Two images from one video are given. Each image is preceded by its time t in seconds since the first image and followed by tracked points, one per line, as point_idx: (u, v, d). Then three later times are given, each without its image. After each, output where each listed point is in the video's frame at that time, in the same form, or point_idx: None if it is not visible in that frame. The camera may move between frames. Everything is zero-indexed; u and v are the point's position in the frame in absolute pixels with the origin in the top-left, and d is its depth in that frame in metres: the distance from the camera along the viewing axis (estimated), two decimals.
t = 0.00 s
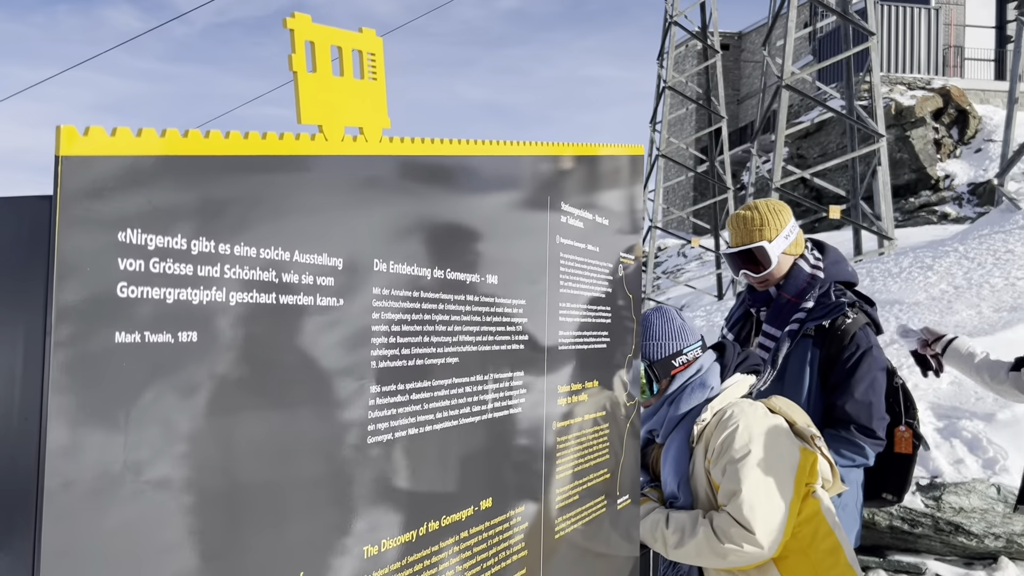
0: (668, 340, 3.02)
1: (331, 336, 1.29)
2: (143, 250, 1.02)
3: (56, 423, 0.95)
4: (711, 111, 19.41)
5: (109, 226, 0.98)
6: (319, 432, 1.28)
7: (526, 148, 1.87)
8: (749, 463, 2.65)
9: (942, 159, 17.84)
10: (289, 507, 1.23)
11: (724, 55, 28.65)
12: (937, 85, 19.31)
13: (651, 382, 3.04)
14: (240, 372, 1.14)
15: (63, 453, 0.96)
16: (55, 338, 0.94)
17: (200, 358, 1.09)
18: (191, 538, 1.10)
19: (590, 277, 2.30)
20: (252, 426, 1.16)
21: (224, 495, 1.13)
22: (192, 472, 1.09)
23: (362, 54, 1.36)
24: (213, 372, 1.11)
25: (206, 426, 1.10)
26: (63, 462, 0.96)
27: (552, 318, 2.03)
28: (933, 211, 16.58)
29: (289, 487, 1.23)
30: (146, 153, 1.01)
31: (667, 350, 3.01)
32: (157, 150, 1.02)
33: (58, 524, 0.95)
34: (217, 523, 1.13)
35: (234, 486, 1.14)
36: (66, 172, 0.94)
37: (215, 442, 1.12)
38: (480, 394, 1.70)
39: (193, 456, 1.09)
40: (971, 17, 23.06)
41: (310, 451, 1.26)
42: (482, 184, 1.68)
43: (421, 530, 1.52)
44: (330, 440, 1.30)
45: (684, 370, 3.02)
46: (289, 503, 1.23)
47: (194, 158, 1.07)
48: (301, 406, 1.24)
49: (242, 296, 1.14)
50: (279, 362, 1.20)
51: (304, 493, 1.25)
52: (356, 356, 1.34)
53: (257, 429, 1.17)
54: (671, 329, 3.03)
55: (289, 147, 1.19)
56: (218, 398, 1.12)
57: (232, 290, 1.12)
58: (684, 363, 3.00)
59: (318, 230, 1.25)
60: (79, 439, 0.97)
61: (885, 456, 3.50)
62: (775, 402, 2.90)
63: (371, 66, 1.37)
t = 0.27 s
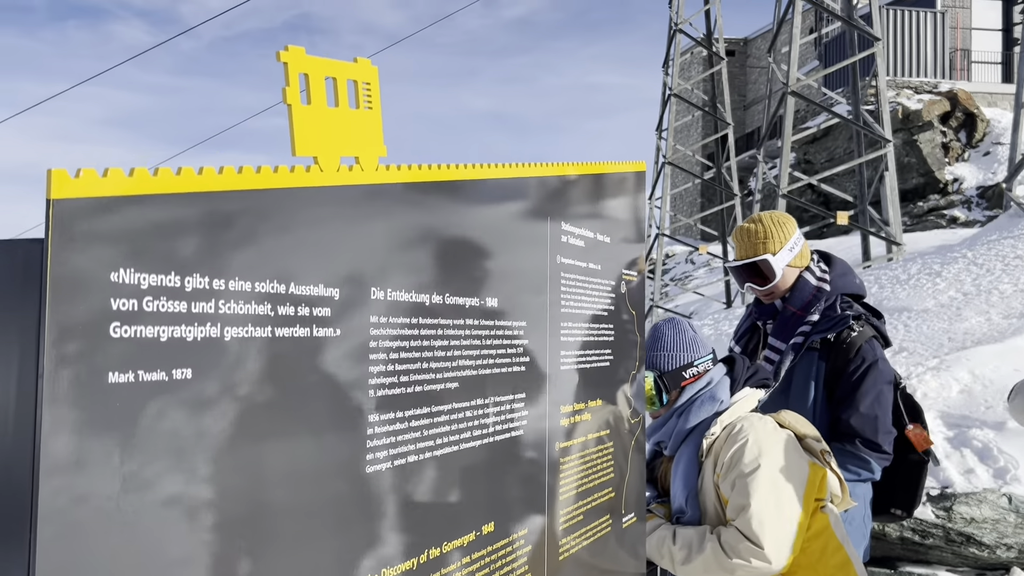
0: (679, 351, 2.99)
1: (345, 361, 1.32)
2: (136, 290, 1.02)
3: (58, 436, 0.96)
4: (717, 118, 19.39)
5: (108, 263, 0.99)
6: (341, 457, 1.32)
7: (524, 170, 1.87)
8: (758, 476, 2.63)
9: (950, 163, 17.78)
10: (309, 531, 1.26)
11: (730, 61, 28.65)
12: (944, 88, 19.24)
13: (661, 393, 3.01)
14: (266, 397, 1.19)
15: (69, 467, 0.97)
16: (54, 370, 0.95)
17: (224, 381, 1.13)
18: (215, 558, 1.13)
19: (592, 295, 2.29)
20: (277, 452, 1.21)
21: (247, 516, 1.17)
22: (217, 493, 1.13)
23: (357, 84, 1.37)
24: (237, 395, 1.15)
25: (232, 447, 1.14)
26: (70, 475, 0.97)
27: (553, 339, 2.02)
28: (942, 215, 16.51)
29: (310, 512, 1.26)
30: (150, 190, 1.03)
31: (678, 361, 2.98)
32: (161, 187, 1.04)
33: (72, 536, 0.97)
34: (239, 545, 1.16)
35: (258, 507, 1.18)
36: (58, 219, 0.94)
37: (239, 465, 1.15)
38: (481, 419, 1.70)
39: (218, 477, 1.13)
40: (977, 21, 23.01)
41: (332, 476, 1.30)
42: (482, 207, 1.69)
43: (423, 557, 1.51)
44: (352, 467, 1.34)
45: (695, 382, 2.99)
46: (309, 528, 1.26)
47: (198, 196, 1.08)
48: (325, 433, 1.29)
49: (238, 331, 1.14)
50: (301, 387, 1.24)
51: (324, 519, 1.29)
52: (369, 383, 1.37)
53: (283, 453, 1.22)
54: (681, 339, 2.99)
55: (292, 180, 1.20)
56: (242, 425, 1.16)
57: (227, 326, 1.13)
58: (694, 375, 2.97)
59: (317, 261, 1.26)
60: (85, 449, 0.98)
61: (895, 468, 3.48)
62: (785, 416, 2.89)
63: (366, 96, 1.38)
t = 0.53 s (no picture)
0: (697, 358, 2.97)
1: (364, 377, 1.33)
2: (148, 317, 1.02)
3: (68, 446, 0.96)
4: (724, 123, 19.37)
5: (120, 283, 0.99)
6: (361, 471, 1.33)
7: (532, 186, 1.87)
8: (772, 486, 2.62)
9: (959, 166, 17.70)
10: (329, 544, 1.27)
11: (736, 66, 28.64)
12: (952, 91, 19.18)
13: (673, 399, 2.97)
14: (287, 410, 1.20)
15: (82, 477, 0.97)
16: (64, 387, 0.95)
17: (245, 394, 1.14)
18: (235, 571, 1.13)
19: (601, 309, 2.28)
20: (298, 467, 1.21)
21: (269, 528, 1.18)
22: (238, 505, 1.14)
23: (366, 105, 1.37)
24: (259, 407, 1.16)
25: (254, 458, 1.15)
26: (83, 484, 0.97)
27: (563, 353, 2.02)
28: (951, 218, 16.44)
29: (330, 527, 1.27)
30: (166, 217, 1.03)
31: (693, 368, 2.96)
32: (177, 213, 1.05)
33: (89, 544, 0.97)
34: (260, 557, 1.16)
35: (279, 519, 1.19)
36: (68, 246, 0.94)
37: (260, 477, 1.16)
38: (492, 436, 1.69)
39: (240, 489, 1.14)
40: (984, 22, 22.93)
41: (353, 490, 1.31)
42: (492, 224, 1.69)
43: None
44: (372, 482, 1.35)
45: (708, 389, 2.98)
46: (329, 541, 1.26)
47: (214, 220, 1.09)
48: (346, 447, 1.30)
49: (249, 355, 1.14)
50: (321, 400, 1.25)
51: (343, 533, 1.29)
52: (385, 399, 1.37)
53: (305, 466, 1.23)
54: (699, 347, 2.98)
55: (299, 205, 1.20)
56: (262, 439, 1.16)
57: (238, 351, 1.13)
58: (708, 383, 2.97)
59: (326, 282, 1.26)
60: (97, 457, 0.98)
61: (909, 479, 3.45)
62: (796, 426, 2.88)
63: (375, 117, 1.39)
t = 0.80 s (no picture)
0: (701, 361, 2.99)
1: (378, 386, 1.33)
2: (163, 334, 1.02)
3: (81, 452, 0.95)
4: (731, 125, 19.33)
5: (134, 293, 0.99)
6: (374, 479, 1.32)
7: (541, 193, 1.86)
8: (783, 488, 2.62)
9: (968, 166, 17.62)
10: (342, 552, 1.26)
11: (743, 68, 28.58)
12: (959, 91, 19.11)
13: (681, 402, 3.02)
14: (302, 417, 1.20)
15: (92, 482, 0.96)
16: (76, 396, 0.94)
17: (261, 400, 1.14)
18: None
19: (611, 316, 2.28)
20: (312, 475, 1.21)
21: (283, 535, 1.17)
22: (252, 510, 1.13)
23: (379, 117, 1.37)
24: (273, 413, 1.15)
25: (268, 465, 1.15)
26: (94, 489, 0.96)
27: (574, 362, 2.01)
28: (961, 219, 16.37)
29: (344, 535, 1.26)
30: (183, 232, 1.04)
31: (701, 371, 2.98)
32: (193, 229, 1.05)
33: (102, 550, 0.96)
34: (273, 565, 1.16)
35: (293, 526, 1.18)
36: (84, 261, 0.94)
37: (275, 483, 1.16)
38: (504, 448, 1.68)
39: (253, 495, 1.13)
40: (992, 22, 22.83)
41: (366, 498, 1.31)
42: (503, 235, 1.70)
43: None
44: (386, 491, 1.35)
45: (716, 393, 2.99)
46: (341, 550, 1.26)
47: (230, 233, 1.09)
48: (360, 454, 1.30)
49: (263, 370, 1.14)
50: (335, 407, 1.25)
51: (355, 542, 1.28)
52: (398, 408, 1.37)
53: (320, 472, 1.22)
54: (705, 350, 3.00)
55: (312, 219, 1.21)
56: (277, 446, 1.16)
57: (253, 366, 1.12)
58: (716, 386, 2.98)
59: (338, 295, 1.25)
60: (107, 463, 0.97)
61: (923, 485, 3.43)
62: (804, 430, 2.88)
63: (387, 129, 1.39)
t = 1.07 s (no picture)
0: (703, 361, 3.03)
1: (387, 388, 1.33)
2: (175, 337, 1.02)
3: (91, 451, 0.94)
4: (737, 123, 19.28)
5: (144, 293, 0.98)
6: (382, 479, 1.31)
7: (549, 193, 1.86)
8: (790, 486, 2.61)
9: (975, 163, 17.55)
10: (348, 554, 1.25)
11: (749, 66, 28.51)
12: (967, 88, 19.03)
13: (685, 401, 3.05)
14: (309, 416, 1.19)
15: (100, 480, 0.95)
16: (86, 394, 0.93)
17: (269, 398, 1.13)
18: None
19: (621, 314, 2.27)
20: (320, 472, 1.20)
21: (290, 534, 1.16)
22: (260, 510, 1.12)
23: (389, 118, 1.36)
24: (281, 413, 1.15)
25: (276, 462, 1.14)
26: (100, 488, 0.95)
27: (585, 363, 2.01)
28: (968, 217, 16.31)
29: (350, 535, 1.25)
30: (194, 235, 1.03)
31: (701, 371, 3.02)
32: (204, 231, 1.04)
33: (112, 550, 0.96)
34: (280, 565, 1.15)
35: (301, 524, 1.17)
36: (96, 265, 0.93)
37: (283, 481, 1.15)
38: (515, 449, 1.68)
39: (261, 495, 1.12)
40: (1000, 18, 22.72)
41: (374, 499, 1.30)
42: (516, 238, 1.70)
43: None
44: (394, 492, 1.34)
45: (718, 392, 2.99)
46: (348, 550, 1.25)
47: (239, 234, 1.09)
48: (367, 454, 1.29)
49: (274, 373, 1.13)
50: (344, 408, 1.25)
51: (363, 541, 1.28)
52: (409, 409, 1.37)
53: (330, 469, 1.22)
54: (707, 349, 3.04)
55: (324, 220, 1.20)
56: (286, 444, 1.15)
57: (265, 368, 1.12)
58: (718, 386, 2.99)
59: (348, 298, 1.25)
60: (116, 461, 0.96)
61: (933, 484, 3.41)
62: (807, 428, 2.88)
63: (398, 130, 1.38)
